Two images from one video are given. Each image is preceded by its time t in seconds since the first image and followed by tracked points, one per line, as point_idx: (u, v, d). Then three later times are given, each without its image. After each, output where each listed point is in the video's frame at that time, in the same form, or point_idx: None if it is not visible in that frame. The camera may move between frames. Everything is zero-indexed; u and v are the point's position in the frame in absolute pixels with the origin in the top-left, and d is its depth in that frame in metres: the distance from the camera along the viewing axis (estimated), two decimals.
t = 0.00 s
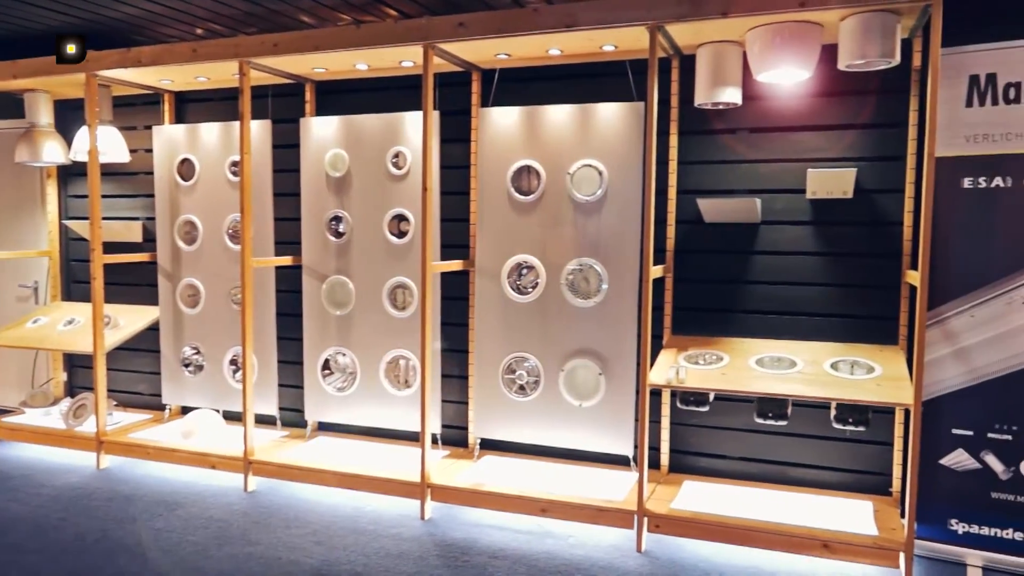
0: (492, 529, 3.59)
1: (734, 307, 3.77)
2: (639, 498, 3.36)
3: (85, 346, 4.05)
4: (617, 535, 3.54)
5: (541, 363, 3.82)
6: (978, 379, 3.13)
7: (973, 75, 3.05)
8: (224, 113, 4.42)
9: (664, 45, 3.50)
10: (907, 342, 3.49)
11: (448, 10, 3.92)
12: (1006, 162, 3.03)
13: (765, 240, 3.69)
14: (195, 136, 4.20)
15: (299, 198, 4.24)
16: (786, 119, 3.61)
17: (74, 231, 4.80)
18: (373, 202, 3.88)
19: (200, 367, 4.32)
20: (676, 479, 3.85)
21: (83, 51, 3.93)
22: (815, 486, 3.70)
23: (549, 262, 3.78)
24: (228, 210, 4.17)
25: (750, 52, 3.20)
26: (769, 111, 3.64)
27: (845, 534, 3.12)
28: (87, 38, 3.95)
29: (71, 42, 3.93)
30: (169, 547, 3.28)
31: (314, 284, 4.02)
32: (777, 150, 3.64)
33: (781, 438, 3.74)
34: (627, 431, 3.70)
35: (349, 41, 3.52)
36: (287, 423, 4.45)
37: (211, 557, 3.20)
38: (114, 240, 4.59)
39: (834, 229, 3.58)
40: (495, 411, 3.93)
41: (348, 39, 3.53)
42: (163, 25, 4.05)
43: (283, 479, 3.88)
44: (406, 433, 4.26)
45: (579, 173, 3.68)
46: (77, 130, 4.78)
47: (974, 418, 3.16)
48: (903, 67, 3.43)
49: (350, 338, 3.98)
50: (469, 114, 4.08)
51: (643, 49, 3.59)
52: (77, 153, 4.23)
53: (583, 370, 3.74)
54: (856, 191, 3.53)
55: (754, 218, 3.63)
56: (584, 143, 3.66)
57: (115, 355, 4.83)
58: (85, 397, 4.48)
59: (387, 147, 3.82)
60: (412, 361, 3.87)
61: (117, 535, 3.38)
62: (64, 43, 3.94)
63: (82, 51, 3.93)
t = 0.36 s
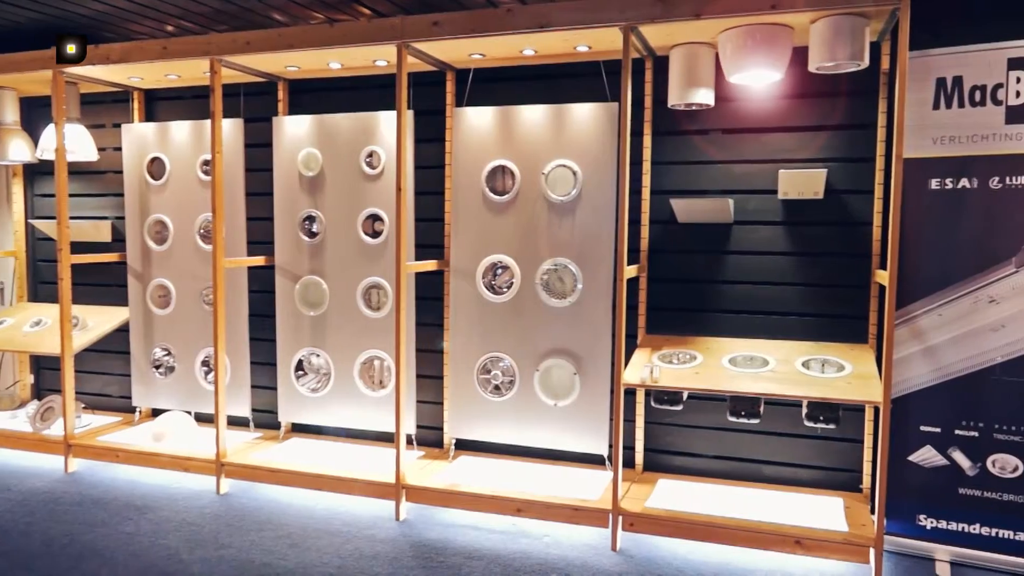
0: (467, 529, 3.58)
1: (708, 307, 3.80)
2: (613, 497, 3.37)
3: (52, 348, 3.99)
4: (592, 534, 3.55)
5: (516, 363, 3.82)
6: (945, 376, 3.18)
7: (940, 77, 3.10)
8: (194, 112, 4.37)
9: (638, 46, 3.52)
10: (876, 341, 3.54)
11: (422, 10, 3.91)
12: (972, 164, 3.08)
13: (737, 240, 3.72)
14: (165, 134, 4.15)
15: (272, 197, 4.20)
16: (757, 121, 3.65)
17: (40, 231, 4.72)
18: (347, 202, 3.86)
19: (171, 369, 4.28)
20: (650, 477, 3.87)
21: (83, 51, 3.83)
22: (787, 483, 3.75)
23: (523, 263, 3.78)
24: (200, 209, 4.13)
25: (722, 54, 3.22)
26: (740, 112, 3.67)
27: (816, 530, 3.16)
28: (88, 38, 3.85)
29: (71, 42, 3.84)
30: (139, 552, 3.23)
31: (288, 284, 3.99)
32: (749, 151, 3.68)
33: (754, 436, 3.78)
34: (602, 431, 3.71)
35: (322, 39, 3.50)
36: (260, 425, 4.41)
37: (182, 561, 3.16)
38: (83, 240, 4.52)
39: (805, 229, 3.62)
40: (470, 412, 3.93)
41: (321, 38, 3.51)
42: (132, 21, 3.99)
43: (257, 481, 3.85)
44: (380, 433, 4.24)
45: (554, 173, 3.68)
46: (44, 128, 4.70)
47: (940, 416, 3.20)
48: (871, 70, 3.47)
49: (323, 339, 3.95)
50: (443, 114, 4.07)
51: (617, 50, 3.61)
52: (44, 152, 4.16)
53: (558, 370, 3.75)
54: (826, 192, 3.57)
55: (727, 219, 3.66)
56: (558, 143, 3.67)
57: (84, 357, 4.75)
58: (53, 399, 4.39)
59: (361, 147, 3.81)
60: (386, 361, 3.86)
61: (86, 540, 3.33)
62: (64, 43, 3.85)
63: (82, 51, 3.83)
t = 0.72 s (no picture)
0: (449, 529, 3.57)
1: (689, 306, 3.82)
2: (595, 496, 3.38)
3: (28, 349, 3.94)
4: (574, 533, 3.56)
5: (498, 363, 3.82)
6: (922, 375, 3.22)
7: (917, 79, 3.14)
8: (172, 110, 4.32)
9: (620, 47, 3.53)
10: (855, 340, 3.58)
11: (403, 9, 3.89)
12: (949, 165, 3.11)
13: (718, 240, 3.74)
14: (143, 133, 4.12)
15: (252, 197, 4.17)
16: (737, 121, 3.67)
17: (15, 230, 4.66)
18: (327, 201, 3.85)
19: (149, 370, 4.23)
20: (631, 477, 3.89)
21: (82, 53, 3.75)
22: (767, 481, 3.77)
23: (505, 263, 3.78)
24: (178, 209, 4.10)
25: (702, 55, 3.24)
26: (720, 113, 3.69)
27: (796, 528, 3.18)
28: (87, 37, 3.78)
29: (71, 42, 3.76)
30: (117, 555, 3.20)
31: (268, 284, 3.97)
32: (730, 151, 3.70)
33: (734, 435, 3.81)
34: (584, 430, 3.72)
35: (302, 38, 3.48)
36: (240, 426, 4.38)
37: (160, 564, 3.13)
38: (59, 240, 4.47)
39: (784, 229, 3.65)
40: (452, 412, 3.92)
41: (301, 37, 3.49)
42: (110, 19, 3.95)
43: (237, 483, 3.82)
44: (362, 434, 4.22)
45: (535, 173, 3.69)
46: (19, 127, 4.64)
47: (918, 414, 3.24)
48: (850, 71, 3.51)
49: (304, 339, 3.93)
50: (424, 114, 4.06)
51: (598, 50, 3.62)
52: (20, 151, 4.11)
53: (540, 370, 3.75)
54: (806, 193, 3.60)
55: (707, 219, 3.68)
56: (539, 143, 3.67)
57: (60, 358, 4.69)
58: (28, 400, 4.35)
59: (342, 146, 3.79)
60: (368, 362, 3.85)
61: (62, 543, 3.29)
62: (64, 42, 3.76)
63: (82, 53, 3.75)
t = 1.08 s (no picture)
0: (434, 530, 3.57)
1: (673, 306, 3.83)
2: (580, 496, 3.38)
3: (6, 351, 3.90)
4: (559, 533, 3.56)
5: (482, 363, 3.82)
6: (903, 374, 3.25)
7: (898, 81, 3.17)
8: (154, 109, 4.29)
9: (603, 47, 3.54)
10: (836, 339, 3.61)
11: (387, 8, 3.88)
12: (929, 166, 3.14)
13: (701, 240, 3.76)
14: (124, 132, 4.08)
15: (234, 196, 4.15)
16: (721, 122, 3.69)
17: None
18: (311, 201, 3.83)
19: (131, 371, 4.20)
20: (616, 476, 3.90)
21: (82, 51, 3.68)
22: (749, 480, 3.80)
23: (490, 262, 3.78)
24: (160, 208, 4.06)
25: (686, 55, 3.25)
26: (703, 114, 3.71)
27: (778, 526, 3.20)
28: (87, 36, 3.72)
29: (71, 42, 3.70)
30: (97, 558, 3.16)
31: (251, 284, 3.94)
32: (713, 152, 3.72)
33: (718, 434, 3.83)
34: (568, 430, 3.73)
35: (285, 37, 3.46)
36: (223, 427, 4.35)
37: (142, 567, 3.10)
38: (38, 240, 4.42)
39: (767, 229, 3.67)
40: (437, 412, 3.91)
41: (284, 36, 3.47)
42: (90, 17, 3.91)
43: (219, 484, 3.79)
44: (346, 435, 4.20)
45: (520, 173, 3.69)
46: None
47: (898, 412, 3.27)
48: (831, 73, 3.54)
49: (288, 340, 3.91)
50: (409, 113, 4.05)
51: (582, 50, 3.62)
52: None
53: (524, 370, 3.75)
54: (788, 194, 3.63)
55: (691, 219, 3.69)
56: (524, 144, 3.67)
57: (40, 359, 4.64)
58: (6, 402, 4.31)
59: (325, 146, 3.77)
60: (352, 362, 3.83)
61: (42, 546, 3.25)
62: (65, 42, 3.71)
63: (82, 51, 3.68)
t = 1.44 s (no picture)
0: (419, 530, 3.57)
1: (658, 306, 3.84)
2: (566, 496, 3.39)
3: None
4: (545, 533, 3.56)
5: (468, 363, 3.82)
6: (886, 373, 3.27)
7: (881, 82, 3.19)
8: (137, 108, 4.26)
9: (589, 47, 3.54)
10: (820, 338, 3.63)
11: (373, 7, 3.87)
12: (912, 166, 3.17)
13: (686, 240, 3.78)
14: (107, 131, 4.05)
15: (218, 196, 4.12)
16: (706, 123, 3.70)
17: None
18: (296, 201, 3.81)
19: (113, 372, 4.17)
20: (602, 476, 3.91)
21: (82, 53, 3.63)
22: (734, 479, 3.82)
23: (476, 262, 3.78)
24: (143, 208, 4.03)
25: (671, 56, 3.26)
26: (688, 114, 3.73)
27: (763, 524, 3.22)
28: (88, 36, 3.65)
29: (71, 42, 3.63)
30: (79, 561, 3.13)
31: (236, 285, 3.92)
32: (698, 152, 3.73)
33: (703, 433, 3.84)
34: (554, 430, 3.73)
35: (269, 36, 3.44)
36: (208, 428, 4.33)
37: (124, 570, 3.07)
38: (19, 240, 4.38)
39: (752, 229, 3.69)
40: (423, 413, 3.91)
41: (269, 35, 3.45)
42: (72, 14, 3.88)
43: (203, 486, 3.77)
44: (331, 436, 4.19)
45: (505, 173, 3.69)
46: None
47: (881, 411, 3.30)
48: (815, 74, 3.56)
49: (273, 340, 3.90)
50: (394, 113, 4.04)
51: (567, 51, 3.63)
52: None
53: (510, 369, 3.76)
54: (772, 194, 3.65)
55: (676, 219, 3.71)
56: (510, 144, 3.67)
57: (21, 360, 4.60)
58: None
59: (310, 145, 3.76)
60: (337, 363, 3.82)
61: (23, 549, 3.22)
62: (66, 42, 3.65)
63: (82, 53, 3.63)
